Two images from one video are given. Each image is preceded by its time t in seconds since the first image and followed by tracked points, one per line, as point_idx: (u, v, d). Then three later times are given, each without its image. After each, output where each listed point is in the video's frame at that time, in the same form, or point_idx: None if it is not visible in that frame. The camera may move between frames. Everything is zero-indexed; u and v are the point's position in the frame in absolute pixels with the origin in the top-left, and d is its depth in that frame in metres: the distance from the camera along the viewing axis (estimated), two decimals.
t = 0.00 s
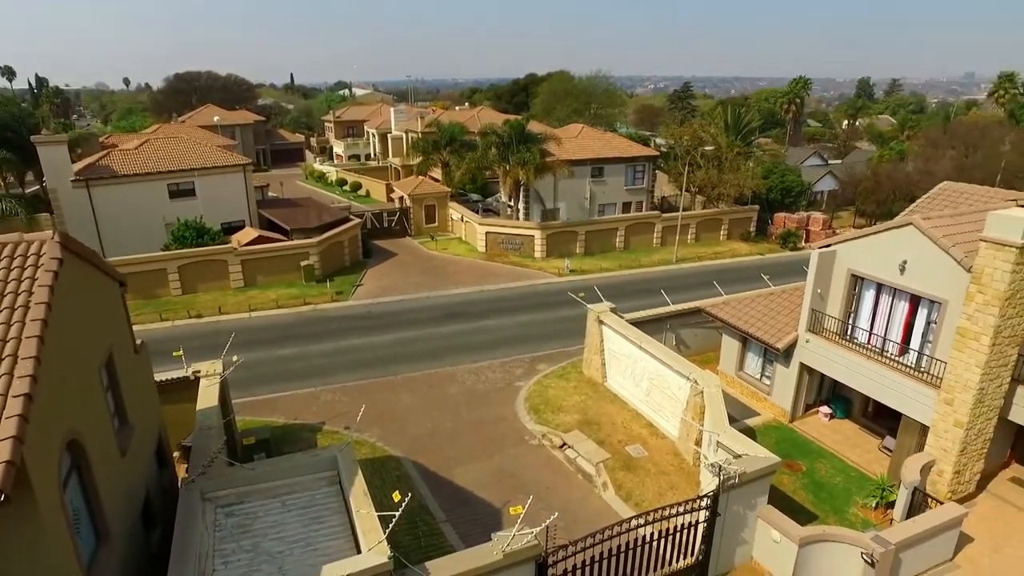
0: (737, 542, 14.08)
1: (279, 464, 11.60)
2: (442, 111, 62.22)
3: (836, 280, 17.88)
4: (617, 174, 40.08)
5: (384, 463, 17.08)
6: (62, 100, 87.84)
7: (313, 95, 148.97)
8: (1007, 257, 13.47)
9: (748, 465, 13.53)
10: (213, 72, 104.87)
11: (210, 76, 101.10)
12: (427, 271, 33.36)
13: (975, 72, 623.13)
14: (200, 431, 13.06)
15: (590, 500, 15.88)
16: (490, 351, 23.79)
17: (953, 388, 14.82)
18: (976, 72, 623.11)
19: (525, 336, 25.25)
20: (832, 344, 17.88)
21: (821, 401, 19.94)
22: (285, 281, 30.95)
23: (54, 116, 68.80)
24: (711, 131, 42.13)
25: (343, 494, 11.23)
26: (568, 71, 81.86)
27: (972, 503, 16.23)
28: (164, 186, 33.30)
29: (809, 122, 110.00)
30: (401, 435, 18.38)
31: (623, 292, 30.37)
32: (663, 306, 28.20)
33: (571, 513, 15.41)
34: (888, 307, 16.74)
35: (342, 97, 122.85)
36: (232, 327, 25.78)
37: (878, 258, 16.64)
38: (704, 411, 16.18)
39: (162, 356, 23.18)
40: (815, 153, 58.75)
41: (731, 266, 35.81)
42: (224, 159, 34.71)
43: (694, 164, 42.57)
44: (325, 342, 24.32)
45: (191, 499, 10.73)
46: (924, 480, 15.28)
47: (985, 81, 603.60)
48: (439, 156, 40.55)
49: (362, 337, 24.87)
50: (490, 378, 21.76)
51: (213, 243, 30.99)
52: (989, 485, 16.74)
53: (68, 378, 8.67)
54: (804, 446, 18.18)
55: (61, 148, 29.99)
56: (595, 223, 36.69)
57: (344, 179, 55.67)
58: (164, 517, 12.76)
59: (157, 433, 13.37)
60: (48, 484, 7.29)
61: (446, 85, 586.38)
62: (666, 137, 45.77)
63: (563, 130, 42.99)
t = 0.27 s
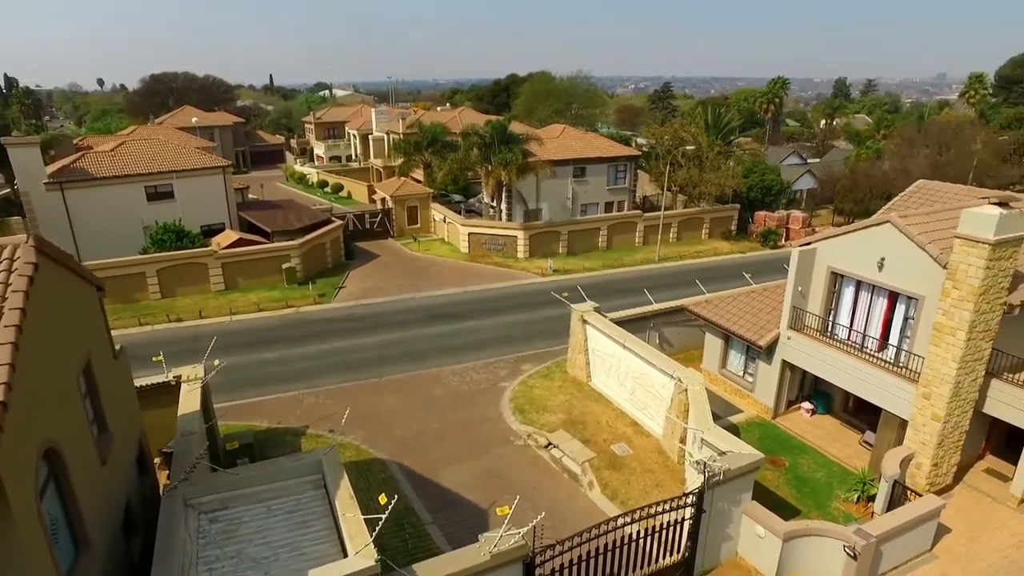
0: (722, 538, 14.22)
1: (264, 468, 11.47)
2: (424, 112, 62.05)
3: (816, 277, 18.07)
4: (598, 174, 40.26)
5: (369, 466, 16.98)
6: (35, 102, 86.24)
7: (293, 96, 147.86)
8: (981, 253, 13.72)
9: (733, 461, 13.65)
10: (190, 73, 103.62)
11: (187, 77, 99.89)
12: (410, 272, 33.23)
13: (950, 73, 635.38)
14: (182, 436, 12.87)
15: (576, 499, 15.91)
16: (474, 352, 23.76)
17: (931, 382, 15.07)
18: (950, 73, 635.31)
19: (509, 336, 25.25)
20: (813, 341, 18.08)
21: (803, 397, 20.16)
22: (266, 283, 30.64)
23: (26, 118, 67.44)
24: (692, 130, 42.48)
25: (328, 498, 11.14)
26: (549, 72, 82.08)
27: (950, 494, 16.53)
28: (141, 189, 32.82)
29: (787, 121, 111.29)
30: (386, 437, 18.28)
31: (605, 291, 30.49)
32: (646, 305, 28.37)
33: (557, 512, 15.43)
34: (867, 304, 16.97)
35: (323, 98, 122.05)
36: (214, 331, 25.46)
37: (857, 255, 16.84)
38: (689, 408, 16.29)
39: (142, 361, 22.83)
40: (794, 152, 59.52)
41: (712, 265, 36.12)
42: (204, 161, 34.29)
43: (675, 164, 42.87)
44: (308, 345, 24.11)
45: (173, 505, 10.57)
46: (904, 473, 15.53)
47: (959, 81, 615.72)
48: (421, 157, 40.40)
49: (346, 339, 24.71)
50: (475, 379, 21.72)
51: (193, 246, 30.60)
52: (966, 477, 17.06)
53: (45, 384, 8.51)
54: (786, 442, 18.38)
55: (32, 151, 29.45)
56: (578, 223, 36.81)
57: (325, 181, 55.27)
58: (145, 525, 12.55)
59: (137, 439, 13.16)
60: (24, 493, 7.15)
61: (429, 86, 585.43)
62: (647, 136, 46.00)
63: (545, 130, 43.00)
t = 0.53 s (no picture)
0: (710, 535, 14.34)
1: (251, 472, 11.36)
2: (409, 112, 61.88)
3: (800, 275, 18.23)
4: (583, 174, 40.38)
5: (356, 468, 16.89)
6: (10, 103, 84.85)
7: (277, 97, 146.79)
8: (960, 250, 13.94)
9: (720, 459, 13.75)
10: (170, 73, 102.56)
11: (168, 77, 98.85)
12: (396, 273, 33.11)
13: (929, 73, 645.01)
14: (166, 441, 12.71)
15: (565, 499, 15.93)
16: (462, 353, 23.72)
17: (913, 378, 15.27)
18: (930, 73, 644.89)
19: (496, 336, 25.25)
20: (798, 338, 18.24)
21: (789, 395, 20.33)
22: (251, 286, 30.38)
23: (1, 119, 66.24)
24: (676, 130, 42.75)
25: (317, 501, 11.06)
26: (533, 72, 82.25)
27: (932, 488, 16.78)
28: (122, 191, 32.40)
29: (770, 121, 112.30)
30: (373, 440, 18.19)
31: (591, 291, 30.58)
32: (632, 304, 28.48)
33: (546, 512, 15.44)
34: (850, 301, 17.15)
35: (307, 99, 121.33)
36: (198, 334, 25.18)
37: (840, 253, 17.01)
38: (676, 407, 16.38)
39: (125, 365, 22.53)
40: (776, 152, 60.08)
41: (697, 264, 36.35)
42: (186, 162, 33.99)
43: (659, 164, 43.10)
44: (294, 348, 23.94)
45: (159, 511, 10.44)
46: (887, 467, 15.74)
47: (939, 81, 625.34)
48: (406, 158, 40.26)
49: (333, 341, 24.57)
50: (462, 379, 21.68)
51: (176, 249, 30.27)
52: (948, 470, 17.31)
53: (25, 390, 8.37)
54: (772, 439, 18.53)
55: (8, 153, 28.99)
56: (564, 223, 36.90)
57: (309, 182, 54.93)
58: (129, 532, 12.38)
59: (121, 445, 12.98)
60: (4, 502, 7.03)
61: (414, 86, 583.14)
62: (631, 136, 46.20)
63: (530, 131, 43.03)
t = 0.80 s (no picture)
0: (695, 531, 14.47)
1: (234, 478, 11.22)
2: (389, 113, 61.59)
3: (781, 273, 18.43)
4: (564, 174, 40.50)
5: (340, 471, 16.77)
6: None
7: (255, 98, 145.39)
8: (935, 247, 14.21)
9: (703, 456, 13.88)
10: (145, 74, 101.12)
11: (143, 78, 97.49)
12: (378, 275, 32.94)
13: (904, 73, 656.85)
14: (146, 447, 12.52)
15: (550, 499, 15.96)
16: (445, 354, 23.66)
17: (891, 372, 15.53)
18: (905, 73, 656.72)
19: (479, 337, 25.24)
20: (779, 335, 18.44)
21: (770, 391, 20.56)
22: (231, 289, 30.04)
23: None
24: (656, 130, 43.07)
25: (301, 506, 10.95)
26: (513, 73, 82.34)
27: (909, 480, 17.07)
28: (97, 194, 31.85)
29: (747, 121, 113.46)
30: (357, 442, 18.07)
31: (574, 291, 30.68)
32: (614, 304, 28.62)
33: (532, 512, 15.46)
34: (829, 298, 17.37)
35: (285, 100, 120.31)
36: (178, 339, 24.82)
37: (818, 251, 17.23)
38: (659, 405, 16.49)
39: (102, 371, 22.14)
40: (755, 152, 60.61)
41: (678, 262, 36.65)
42: (163, 165, 33.53)
43: (640, 163, 43.39)
44: (277, 351, 23.71)
45: (139, 519, 10.27)
46: (866, 461, 15.99)
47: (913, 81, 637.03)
48: (387, 159, 40.05)
49: (316, 344, 24.37)
50: (445, 381, 21.63)
51: (153, 252, 29.83)
52: (925, 462, 17.64)
53: None
54: (755, 435, 18.72)
55: None
56: (545, 223, 36.98)
57: (288, 184, 54.46)
58: (108, 541, 12.16)
59: (98, 452, 12.76)
60: None
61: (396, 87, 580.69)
62: (611, 137, 46.43)
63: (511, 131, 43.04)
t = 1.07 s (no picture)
0: (681, 528, 14.59)
1: (218, 483, 11.07)
2: (370, 114, 61.26)
3: (762, 270, 18.61)
4: (547, 174, 40.59)
5: (325, 475, 16.64)
6: None
7: (234, 100, 143.79)
8: (912, 244, 14.46)
9: (688, 453, 14.00)
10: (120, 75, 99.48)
11: (118, 79, 95.88)
12: (361, 277, 32.76)
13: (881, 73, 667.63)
14: (126, 454, 12.31)
15: (537, 498, 15.99)
16: (429, 355, 23.60)
17: (871, 368, 15.76)
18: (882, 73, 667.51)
19: (464, 338, 25.19)
20: (761, 333, 18.63)
21: (753, 388, 20.77)
22: (212, 292, 29.69)
23: None
24: (637, 130, 43.33)
25: (287, 510, 10.85)
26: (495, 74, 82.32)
27: (890, 473, 17.35)
28: (73, 197, 31.30)
29: (727, 120, 114.53)
30: (342, 445, 17.94)
31: (557, 290, 30.75)
32: (597, 303, 28.74)
33: (519, 511, 15.48)
34: (810, 295, 17.59)
35: (264, 101, 119.10)
36: (159, 343, 24.46)
37: (799, 248, 17.43)
38: (644, 403, 16.59)
39: (80, 377, 21.74)
40: (734, 151, 61.35)
41: (660, 262, 36.90)
42: (141, 167, 33.05)
43: (622, 163, 43.62)
44: (260, 354, 23.48)
45: (121, 526, 10.09)
46: (848, 455, 16.23)
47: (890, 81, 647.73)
48: (368, 160, 39.81)
49: (299, 347, 24.18)
50: (430, 382, 21.57)
51: (131, 256, 29.39)
52: (904, 456, 17.94)
53: None
54: (738, 432, 18.90)
55: None
56: (528, 223, 37.03)
57: (269, 186, 53.95)
58: (88, 550, 11.94)
59: (77, 460, 12.53)
60: None
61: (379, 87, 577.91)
62: (593, 137, 46.63)
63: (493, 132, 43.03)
